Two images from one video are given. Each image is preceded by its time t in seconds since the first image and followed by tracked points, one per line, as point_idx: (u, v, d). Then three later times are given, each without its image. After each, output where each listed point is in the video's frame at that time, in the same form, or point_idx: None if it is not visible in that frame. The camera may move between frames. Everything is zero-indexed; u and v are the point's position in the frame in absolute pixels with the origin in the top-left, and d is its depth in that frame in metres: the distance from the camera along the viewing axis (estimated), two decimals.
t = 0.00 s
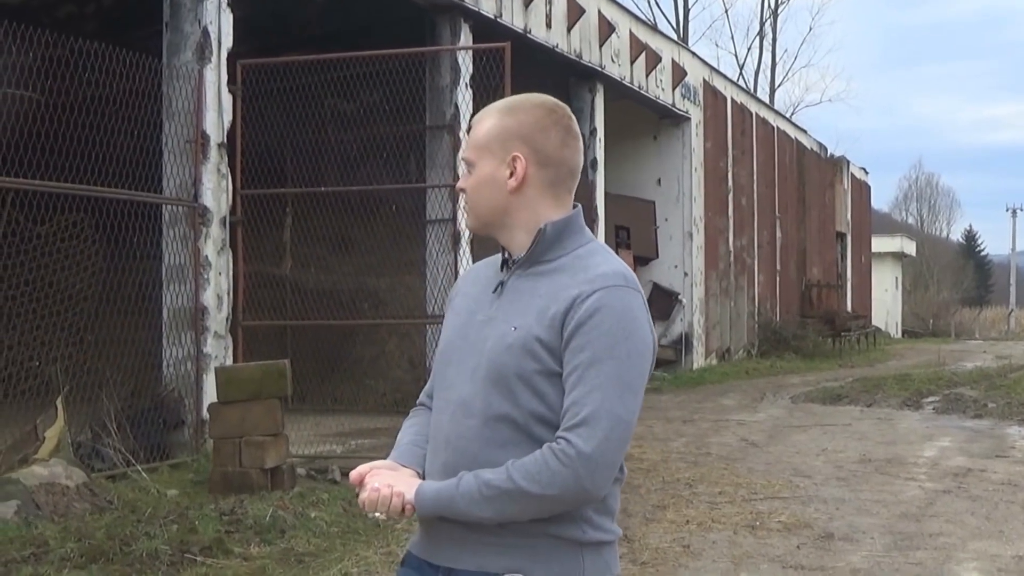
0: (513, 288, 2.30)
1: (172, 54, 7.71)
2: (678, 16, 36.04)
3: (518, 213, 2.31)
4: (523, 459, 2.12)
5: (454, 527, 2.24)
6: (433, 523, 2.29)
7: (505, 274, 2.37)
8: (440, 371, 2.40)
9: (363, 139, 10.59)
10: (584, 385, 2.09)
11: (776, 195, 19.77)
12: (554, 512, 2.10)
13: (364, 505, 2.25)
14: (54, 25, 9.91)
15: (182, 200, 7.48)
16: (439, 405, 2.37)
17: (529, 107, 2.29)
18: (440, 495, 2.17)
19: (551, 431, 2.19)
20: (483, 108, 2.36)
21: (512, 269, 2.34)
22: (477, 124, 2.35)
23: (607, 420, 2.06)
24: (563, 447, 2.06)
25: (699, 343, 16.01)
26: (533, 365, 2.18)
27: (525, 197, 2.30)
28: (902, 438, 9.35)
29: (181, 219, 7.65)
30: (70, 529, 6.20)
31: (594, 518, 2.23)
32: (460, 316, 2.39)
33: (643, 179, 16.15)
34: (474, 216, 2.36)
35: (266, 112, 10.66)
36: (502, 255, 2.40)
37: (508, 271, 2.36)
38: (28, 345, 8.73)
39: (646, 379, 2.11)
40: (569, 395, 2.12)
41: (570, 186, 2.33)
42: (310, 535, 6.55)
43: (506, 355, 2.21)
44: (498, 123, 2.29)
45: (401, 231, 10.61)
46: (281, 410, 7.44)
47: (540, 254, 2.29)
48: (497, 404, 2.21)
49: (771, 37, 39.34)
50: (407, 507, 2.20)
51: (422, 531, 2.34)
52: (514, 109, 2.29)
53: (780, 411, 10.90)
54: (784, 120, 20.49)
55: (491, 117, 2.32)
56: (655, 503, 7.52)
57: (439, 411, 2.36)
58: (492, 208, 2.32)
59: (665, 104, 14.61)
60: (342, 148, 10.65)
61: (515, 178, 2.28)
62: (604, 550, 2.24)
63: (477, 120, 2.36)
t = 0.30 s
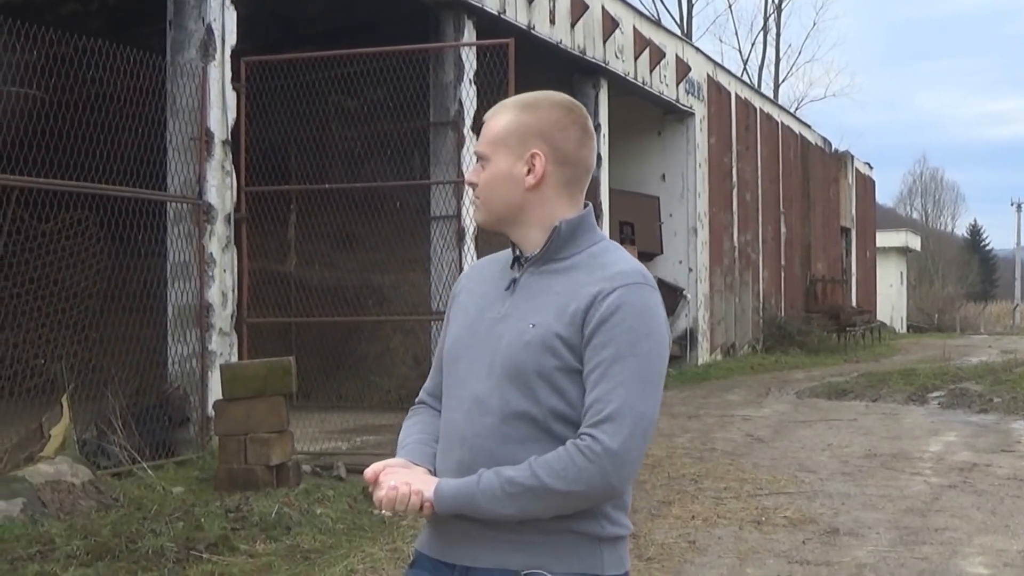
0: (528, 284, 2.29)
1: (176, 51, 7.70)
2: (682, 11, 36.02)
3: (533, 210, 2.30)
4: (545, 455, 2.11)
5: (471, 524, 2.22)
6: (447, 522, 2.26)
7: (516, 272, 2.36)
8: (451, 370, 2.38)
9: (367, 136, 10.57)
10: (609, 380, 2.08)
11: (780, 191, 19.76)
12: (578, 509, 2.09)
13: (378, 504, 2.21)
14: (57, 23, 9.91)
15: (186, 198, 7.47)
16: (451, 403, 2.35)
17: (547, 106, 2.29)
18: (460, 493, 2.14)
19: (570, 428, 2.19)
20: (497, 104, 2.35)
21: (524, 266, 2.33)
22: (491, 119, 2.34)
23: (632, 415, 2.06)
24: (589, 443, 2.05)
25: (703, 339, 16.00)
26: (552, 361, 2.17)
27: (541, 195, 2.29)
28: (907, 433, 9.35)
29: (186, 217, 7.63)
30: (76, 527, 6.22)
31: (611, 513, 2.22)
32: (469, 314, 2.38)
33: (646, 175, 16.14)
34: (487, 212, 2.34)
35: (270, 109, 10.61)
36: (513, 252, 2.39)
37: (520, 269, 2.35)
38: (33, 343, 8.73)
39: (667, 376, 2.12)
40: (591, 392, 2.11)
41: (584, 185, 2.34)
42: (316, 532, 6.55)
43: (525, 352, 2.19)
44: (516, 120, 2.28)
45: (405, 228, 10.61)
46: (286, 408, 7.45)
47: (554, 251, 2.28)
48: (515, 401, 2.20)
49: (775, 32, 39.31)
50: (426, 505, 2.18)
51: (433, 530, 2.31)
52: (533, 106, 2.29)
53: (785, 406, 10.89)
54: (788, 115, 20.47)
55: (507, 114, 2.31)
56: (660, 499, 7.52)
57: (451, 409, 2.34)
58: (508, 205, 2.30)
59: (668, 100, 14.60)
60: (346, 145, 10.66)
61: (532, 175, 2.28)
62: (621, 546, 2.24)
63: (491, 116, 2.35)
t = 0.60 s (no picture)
0: (549, 283, 2.28)
1: (181, 49, 7.70)
2: (686, 8, 36.01)
3: (549, 210, 2.31)
4: (588, 452, 2.11)
5: (502, 525, 2.18)
6: (478, 526, 2.20)
7: (526, 271, 2.34)
8: (459, 371, 2.33)
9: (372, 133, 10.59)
10: (653, 377, 2.12)
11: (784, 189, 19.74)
12: (622, 504, 2.12)
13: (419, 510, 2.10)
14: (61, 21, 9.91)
15: (191, 195, 7.46)
16: (465, 404, 2.29)
17: (569, 107, 2.31)
18: (504, 492, 2.09)
19: (602, 426, 2.20)
20: (514, 101, 2.35)
21: (538, 265, 2.32)
22: (509, 116, 2.33)
23: (675, 411, 2.11)
24: (639, 439, 2.08)
25: (707, 337, 16.00)
26: (589, 360, 2.17)
27: (560, 194, 2.31)
28: (912, 431, 9.34)
29: (190, 214, 7.62)
30: (80, 524, 6.24)
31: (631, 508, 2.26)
32: (478, 315, 2.33)
33: (649, 173, 16.13)
34: (500, 208, 2.33)
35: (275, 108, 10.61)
36: (518, 251, 2.37)
37: (532, 268, 2.33)
38: (38, 340, 8.73)
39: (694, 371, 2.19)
40: (630, 390, 2.14)
41: (597, 188, 2.37)
42: (320, 530, 6.56)
43: (560, 351, 2.18)
44: (539, 117, 2.29)
45: (410, 226, 10.53)
46: (291, 405, 7.45)
47: (571, 251, 2.30)
48: (550, 400, 2.18)
49: (779, 30, 39.29)
50: (468, 508, 2.09)
51: (456, 533, 2.24)
52: (555, 106, 2.30)
53: (790, 404, 10.89)
54: (792, 113, 20.46)
55: (526, 112, 2.31)
56: (665, 497, 7.52)
57: (466, 411, 2.29)
58: (526, 202, 2.30)
59: (672, 98, 14.59)
60: (351, 143, 10.62)
61: (554, 175, 2.29)
62: (639, 540, 2.28)
63: (507, 112, 2.34)
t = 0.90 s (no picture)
0: (577, 283, 2.32)
1: (189, 49, 7.70)
2: (694, 6, 35.98)
3: (572, 211, 2.37)
4: (638, 448, 2.20)
5: (547, 526, 2.22)
6: (523, 529, 2.23)
7: (543, 270, 2.35)
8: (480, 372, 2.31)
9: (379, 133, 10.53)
10: (690, 373, 2.24)
11: (793, 187, 19.72)
12: (669, 496, 2.23)
13: (484, 512, 2.11)
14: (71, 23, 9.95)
15: (200, 195, 7.46)
16: (495, 405, 2.28)
17: (589, 110, 2.38)
18: (565, 492, 2.14)
19: (637, 423, 2.28)
20: (533, 101, 2.38)
21: (558, 263, 2.34)
22: (531, 116, 2.36)
23: (711, 404, 2.25)
24: (690, 434, 2.20)
25: (717, 335, 15.99)
26: (629, 358, 2.25)
27: (582, 194, 2.37)
28: (921, 429, 9.32)
29: (199, 214, 7.61)
30: (91, 524, 6.28)
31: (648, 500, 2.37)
32: (499, 315, 2.32)
33: (658, 171, 16.13)
34: (522, 207, 2.35)
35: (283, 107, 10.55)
36: (528, 251, 2.38)
37: (551, 266, 2.35)
38: (48, 340, 8.76)
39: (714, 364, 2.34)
40: (670, 386, 2.24)
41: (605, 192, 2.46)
42: (330, 529, 6.58)
43: (603, 350, 2.24)
44: (567, 119, 2.34)
45: (419, 225, 10.50)
46: (300, 404, 7.46)
47: (591, 251, 2.35)
48: (593, 398, 2.23)
49: (787, 28, 39.23)
50: (532, 509, 2.13)
51: (491, 537, 2.26)
52: (579, 108, 2.37)
53: (798, 402, 10.88)
54: (801, 111, 20.42)
55: (552, 112, 2.36)
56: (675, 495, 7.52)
57: (497, 413, 2.27)
58: (553, 201, 2.34)
59: (681, 96, 14.57)
60: (358, 142, 10.65)
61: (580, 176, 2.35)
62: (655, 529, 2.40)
63: (528, 112, 2.37)
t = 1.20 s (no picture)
0: (603, 283, 2.35)
1: (206, 48, 7.71)
2: (709, 4, 35.90)
3: (610, 212, 2.42)
4: (674, 444, 2.27)
5: (585, 525, 2.26)
6: (561, 529, 2.26)
7: (565, 269, 2.37)
8: (506, 371, 2.31)
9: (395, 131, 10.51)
10: (716, 370, 2.33)
11: (809, 185, 19.66)
12: (701, 491, 2.31)
13: (542, 512, 2.13)
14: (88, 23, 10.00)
15: (217, 193, 7.48)
16: (528, 405, 2.28)
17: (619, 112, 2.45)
18: (614, 491, 2.18)
19: (663, 421, 2.34)
20: (572, 102, 2.38)
21: (580, 263, 2.38)
22: (577, 117, 2.36)
23: (733, 400, 2.35)
24: (721, 429, 2.28)
25: (733, 334, 15.96)
26: (660, 356, 2.31)
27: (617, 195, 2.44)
28: (938, 428, 9.29)
29: (216, 212, 7.63)
30: (109, 522, 6.32)
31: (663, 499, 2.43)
32: (526, 313, 2.33)
33: (673, 169, 16.10)
34: (577, 210, 2.36)
35: (299, 106, 10.54)
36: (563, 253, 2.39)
37: (573, 265, 2.37)
38: (66, 338, 8.79)
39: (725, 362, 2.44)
40: (696, 383, 2.32)
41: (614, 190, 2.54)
42: (346, 527, 6.60)
43: (636, 348, 2.29)
44: (612, 122, 2.39)
45: (434, 223, 10.56)
46: (315, 403, 7.48)
47: (619, 250, 2.41)
48: (627, 396, 2.28)
49: (802, 26, 39.13)
50: (585, 506, 2.17)
51: (527, 537, 2.28)
52: (615, 111, 2.42)
53: (814, 401, 10.86)
54: (816, 109, 20.37)
55: (598, 115, 2.38)
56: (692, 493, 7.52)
57: (532, 413, 2.28)
58: (602, 203, 2.38)
59: (696, 94, 14.55)
60: (374, 141, 10.58)
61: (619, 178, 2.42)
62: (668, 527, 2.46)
63: (572, 112, 2.37)
